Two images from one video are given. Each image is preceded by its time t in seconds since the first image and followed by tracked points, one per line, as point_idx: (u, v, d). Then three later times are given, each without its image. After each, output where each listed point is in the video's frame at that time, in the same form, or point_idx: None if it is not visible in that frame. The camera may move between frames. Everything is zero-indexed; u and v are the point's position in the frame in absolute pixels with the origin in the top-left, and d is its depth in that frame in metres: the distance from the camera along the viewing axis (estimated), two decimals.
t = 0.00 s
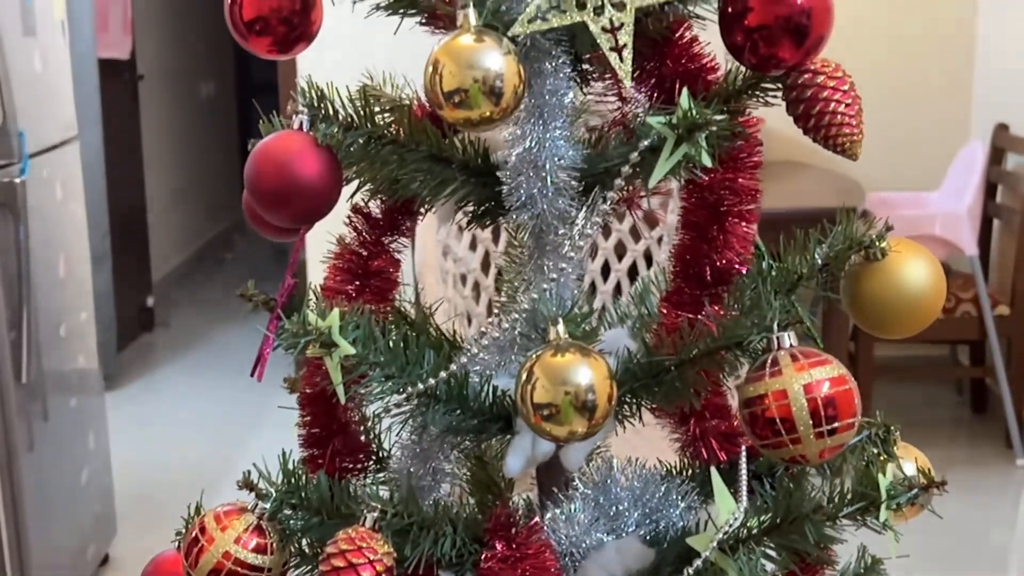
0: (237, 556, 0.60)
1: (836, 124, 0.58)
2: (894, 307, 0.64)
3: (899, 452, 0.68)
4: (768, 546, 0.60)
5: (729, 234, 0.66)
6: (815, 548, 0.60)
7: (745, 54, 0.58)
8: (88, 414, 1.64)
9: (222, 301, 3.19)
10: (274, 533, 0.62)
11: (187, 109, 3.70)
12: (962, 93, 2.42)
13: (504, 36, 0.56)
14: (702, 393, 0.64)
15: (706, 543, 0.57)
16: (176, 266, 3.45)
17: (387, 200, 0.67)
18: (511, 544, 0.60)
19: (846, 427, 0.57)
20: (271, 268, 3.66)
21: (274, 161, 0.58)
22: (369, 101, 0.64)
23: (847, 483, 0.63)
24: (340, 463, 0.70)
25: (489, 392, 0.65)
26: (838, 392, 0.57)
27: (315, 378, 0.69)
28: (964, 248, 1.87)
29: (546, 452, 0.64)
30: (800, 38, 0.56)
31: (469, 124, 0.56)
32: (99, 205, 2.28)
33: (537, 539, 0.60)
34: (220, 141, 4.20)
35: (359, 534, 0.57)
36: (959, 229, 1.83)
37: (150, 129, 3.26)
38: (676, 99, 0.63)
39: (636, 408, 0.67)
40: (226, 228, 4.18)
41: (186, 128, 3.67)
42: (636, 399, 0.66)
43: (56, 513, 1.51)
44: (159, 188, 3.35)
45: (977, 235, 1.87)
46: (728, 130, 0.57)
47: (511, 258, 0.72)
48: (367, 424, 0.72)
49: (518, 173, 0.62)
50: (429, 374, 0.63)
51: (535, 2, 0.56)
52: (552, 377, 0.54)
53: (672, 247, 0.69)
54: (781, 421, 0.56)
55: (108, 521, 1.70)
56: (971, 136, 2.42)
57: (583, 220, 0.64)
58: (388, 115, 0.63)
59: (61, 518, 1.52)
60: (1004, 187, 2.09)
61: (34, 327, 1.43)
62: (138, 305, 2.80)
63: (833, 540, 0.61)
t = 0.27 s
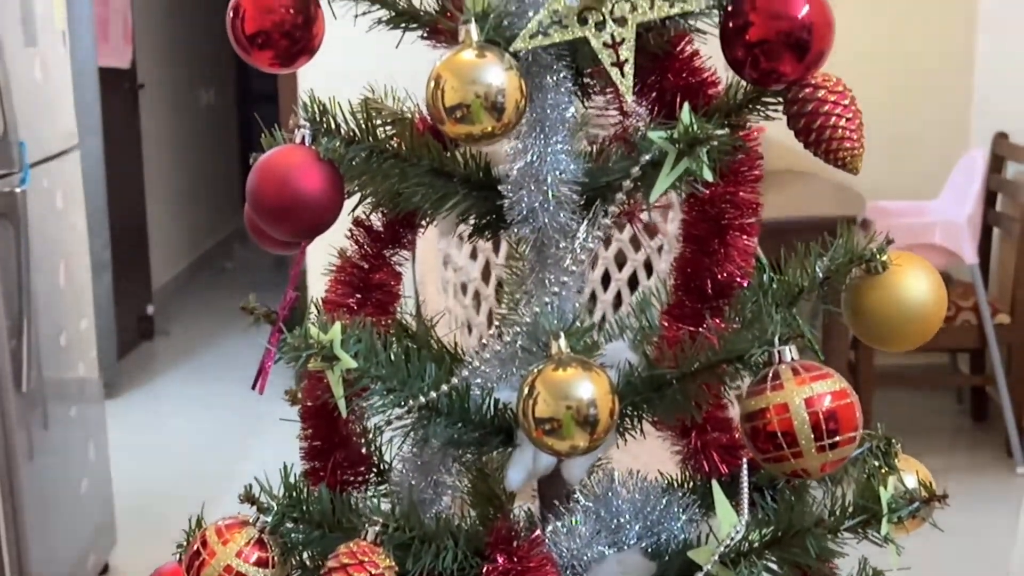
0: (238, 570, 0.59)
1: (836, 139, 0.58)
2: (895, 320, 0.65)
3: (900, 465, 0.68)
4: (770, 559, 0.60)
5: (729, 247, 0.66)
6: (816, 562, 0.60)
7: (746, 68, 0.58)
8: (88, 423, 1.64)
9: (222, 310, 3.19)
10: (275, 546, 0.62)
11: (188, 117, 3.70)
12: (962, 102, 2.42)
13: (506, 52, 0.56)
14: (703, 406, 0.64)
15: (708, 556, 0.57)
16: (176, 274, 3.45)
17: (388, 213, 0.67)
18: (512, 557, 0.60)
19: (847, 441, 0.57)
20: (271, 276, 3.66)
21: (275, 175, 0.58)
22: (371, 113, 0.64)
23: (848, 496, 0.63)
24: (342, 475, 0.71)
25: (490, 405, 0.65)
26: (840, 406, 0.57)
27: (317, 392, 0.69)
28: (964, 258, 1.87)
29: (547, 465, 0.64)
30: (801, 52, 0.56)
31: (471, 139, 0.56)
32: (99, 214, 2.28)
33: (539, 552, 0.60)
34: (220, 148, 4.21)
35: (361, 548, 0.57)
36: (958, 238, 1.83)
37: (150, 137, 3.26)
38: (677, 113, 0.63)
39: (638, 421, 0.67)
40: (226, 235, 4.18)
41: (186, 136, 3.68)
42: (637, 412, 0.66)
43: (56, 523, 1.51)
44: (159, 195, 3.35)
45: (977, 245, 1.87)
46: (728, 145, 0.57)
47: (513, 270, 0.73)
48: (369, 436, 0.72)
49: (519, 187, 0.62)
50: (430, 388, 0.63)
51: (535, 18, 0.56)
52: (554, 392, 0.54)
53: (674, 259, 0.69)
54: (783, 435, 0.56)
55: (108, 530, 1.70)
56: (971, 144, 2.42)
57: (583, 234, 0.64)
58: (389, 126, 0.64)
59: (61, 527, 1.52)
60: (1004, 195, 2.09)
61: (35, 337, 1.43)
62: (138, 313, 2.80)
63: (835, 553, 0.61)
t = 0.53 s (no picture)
0: None
1: (836, 152, 0.58)
2: (896, 333, 0.65)
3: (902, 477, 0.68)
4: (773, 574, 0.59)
5: (730, 260, 0.66)
6: None
7: (747, 83, 0.58)
8: (88, 432, 1.64)
9: (222, 318, 3.19)
10: (276, 561, 0.62)
11: (188, 125, 3.71)
12: (960, 110, 2.43)
13: (507, 68, 0.57)
14: (704, 420, 0.64)
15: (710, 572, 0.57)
16: (176, 282, 3.45)
17: (389, 226, 0.67)
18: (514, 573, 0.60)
19: (849, 456, 0.57)
20: (271, 284, 3.66)
21: (278, 190, 0.58)
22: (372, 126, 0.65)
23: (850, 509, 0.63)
24: (343, 490, 0.71)
25: (492, 419, 0.65)
26: (841, 420, 0.57)
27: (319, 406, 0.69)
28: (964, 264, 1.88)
29: (549, 479, 0.64)
30: (801, 67, 0.56)
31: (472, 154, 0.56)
32: (99, 224, 2.28)
33: (540, 566, 0.60)
34: (220, 157, 4.21)
35: (363, 563, 0.57)
36: (959, 246, 1.84)
37: (151, 144, 3.27)
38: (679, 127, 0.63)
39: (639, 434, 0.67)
40: (226, 244, 4.18)
41: (186, 144, 3.68)
42: (639, 425, 0.66)
43: (56, 532, 1.50)
44: (159, 203, 3.36)
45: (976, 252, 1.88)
46: (729, 159, 0.57)
47: (514, 284, 0.73)
48: (370, 450, 0.72)
49: (521, 201, 0.62)
50: (432, 402, 0.62)
51: (537, 34, 0.56)
52: (555, 407, 0.54)
53: (675, 273, 0.69)
54: (784, 449, 0.56)
55: (108, 539, 1.69)
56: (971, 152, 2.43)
57: (584, 248, 0.64)
58: (391, 138, 0.65)
59: (61, 536, 1.52)
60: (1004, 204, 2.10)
61: (35, 346, 1.43)
62: (138, 321, 2.80)
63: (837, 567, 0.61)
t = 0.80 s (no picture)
0: None
1: (837, 166, 0.58)
2: (897, 346, 0.65)
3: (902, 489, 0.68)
4: None
5: (731, 273, 0.66)
6: None
7: (747, 97, 0.58)
8: (88, 440, 1.64)
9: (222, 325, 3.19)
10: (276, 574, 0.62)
11: (188, 133, 3.71)
12: (960, 119, 2.44)
13: (508, 83, 0.57)
14: (705, 433, 0.63)
15: None
16: (175, 289, 3.45)
17: (389, 239, 0.67)
18: None
19: (850, 470, 0.57)
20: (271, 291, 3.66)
21: (279, 205, 0.58)
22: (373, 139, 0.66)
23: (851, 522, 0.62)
24: (344, 503, 0.71)
25: (492, 432, 0.65)
26: (842, 434, 0.57)
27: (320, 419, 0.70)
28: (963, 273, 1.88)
29: (550, 493, 0.64)
30: (801, 82, 0.56)
31: (474, 169, 0.56)
32: (100, 232, 2.28)
33: None
34: (220, 164, 4.21)
35: None
36: (958, 254, 1.84)
37: (150, 151, 3.27)
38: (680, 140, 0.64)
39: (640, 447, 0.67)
40: (226, 251, 4.18)
41: (186, 151, 3.68)
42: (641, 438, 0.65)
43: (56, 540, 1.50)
44: (159, 210, 3.36)
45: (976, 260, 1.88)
46: (729, 173, 0.57)
47: (514, 297, 0.73)
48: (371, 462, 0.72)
49: (522, 215, 0.62)
50: (433, 415, 0.62)
51: (538, 49, 0.56)
52: (557, 421, 0.54)
53: (676, 285, 0.69)
54: (785, 463, 0.56)
55: (107, 548, 1.69)
56: (970, 160, 2.43)
57: (585, 262, 0.64)
58: (392, 151, 0.66)
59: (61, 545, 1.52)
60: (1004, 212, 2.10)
61: (35, 354, 1.43)
62: (137, 328, 2.80)
63: None
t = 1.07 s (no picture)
0: None
1: (837, 179, 0.58)
2: (898, 359, 0.65)
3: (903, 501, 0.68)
4: None
5: (730, 286, 0.66)
6: None
7: (748, 111, 0.58)
8: (88, 450, 1.64)
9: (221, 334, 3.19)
10: None
11: (188, 141, 3.71)
12: (960, 127, 2.44)
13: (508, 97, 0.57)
14: (706, 446, 0.63)
15: None
16: (175, 296, 3.45)
17: (389, 253, 0.67)
18: None
19: (851, 484, 0.57)
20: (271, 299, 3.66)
21: (279, 220, 0.58)
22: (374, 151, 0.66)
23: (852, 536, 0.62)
24: (344, 516, 0.71)
25: (492, 445, 0.65)
26: (843, 448, 0.57)
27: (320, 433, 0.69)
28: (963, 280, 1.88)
29: (550, 506, 0.63)
30: (801, 96, 0.56)
31: (474, 183, 0.56)
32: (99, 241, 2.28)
33: None
34: (220, 172, 4.22)
35: None
36: (958, 262, 1.85)
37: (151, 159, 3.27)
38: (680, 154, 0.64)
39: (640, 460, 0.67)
40: (225, 259, 4.18)
41: (186, 159, 3.69)
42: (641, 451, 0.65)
43: (55, 550, 1.50)
44: (159, 217, 3.36)
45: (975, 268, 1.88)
46: (728, 187, 0.57)
47: (514, 309, 0.73)
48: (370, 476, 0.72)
49: (523, 228, 0.62)
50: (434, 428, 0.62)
51: (538, 63, 0.56)
52: (557, 436, 0.54)
53: (675, 299, 0.69)
54: (786, 478, 0.56)
55: (107, 558, 1.69)
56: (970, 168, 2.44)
57: (585, 275, 0.64)
58: (392, 163, 0.67)
59: (60, 555, 1.51)
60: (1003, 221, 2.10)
61: (34, 363, 1.43)
62: (137, 337, 2.80)
63: None
